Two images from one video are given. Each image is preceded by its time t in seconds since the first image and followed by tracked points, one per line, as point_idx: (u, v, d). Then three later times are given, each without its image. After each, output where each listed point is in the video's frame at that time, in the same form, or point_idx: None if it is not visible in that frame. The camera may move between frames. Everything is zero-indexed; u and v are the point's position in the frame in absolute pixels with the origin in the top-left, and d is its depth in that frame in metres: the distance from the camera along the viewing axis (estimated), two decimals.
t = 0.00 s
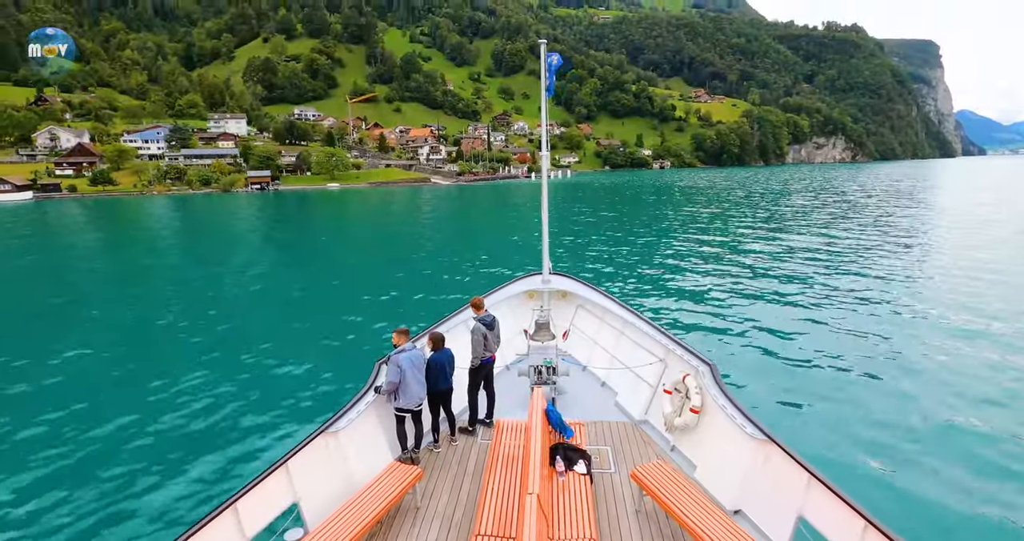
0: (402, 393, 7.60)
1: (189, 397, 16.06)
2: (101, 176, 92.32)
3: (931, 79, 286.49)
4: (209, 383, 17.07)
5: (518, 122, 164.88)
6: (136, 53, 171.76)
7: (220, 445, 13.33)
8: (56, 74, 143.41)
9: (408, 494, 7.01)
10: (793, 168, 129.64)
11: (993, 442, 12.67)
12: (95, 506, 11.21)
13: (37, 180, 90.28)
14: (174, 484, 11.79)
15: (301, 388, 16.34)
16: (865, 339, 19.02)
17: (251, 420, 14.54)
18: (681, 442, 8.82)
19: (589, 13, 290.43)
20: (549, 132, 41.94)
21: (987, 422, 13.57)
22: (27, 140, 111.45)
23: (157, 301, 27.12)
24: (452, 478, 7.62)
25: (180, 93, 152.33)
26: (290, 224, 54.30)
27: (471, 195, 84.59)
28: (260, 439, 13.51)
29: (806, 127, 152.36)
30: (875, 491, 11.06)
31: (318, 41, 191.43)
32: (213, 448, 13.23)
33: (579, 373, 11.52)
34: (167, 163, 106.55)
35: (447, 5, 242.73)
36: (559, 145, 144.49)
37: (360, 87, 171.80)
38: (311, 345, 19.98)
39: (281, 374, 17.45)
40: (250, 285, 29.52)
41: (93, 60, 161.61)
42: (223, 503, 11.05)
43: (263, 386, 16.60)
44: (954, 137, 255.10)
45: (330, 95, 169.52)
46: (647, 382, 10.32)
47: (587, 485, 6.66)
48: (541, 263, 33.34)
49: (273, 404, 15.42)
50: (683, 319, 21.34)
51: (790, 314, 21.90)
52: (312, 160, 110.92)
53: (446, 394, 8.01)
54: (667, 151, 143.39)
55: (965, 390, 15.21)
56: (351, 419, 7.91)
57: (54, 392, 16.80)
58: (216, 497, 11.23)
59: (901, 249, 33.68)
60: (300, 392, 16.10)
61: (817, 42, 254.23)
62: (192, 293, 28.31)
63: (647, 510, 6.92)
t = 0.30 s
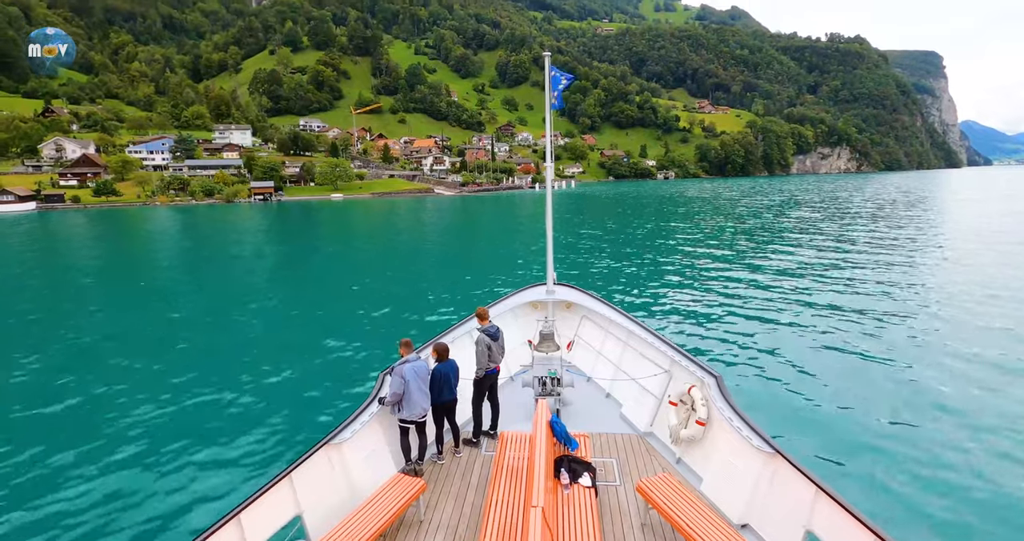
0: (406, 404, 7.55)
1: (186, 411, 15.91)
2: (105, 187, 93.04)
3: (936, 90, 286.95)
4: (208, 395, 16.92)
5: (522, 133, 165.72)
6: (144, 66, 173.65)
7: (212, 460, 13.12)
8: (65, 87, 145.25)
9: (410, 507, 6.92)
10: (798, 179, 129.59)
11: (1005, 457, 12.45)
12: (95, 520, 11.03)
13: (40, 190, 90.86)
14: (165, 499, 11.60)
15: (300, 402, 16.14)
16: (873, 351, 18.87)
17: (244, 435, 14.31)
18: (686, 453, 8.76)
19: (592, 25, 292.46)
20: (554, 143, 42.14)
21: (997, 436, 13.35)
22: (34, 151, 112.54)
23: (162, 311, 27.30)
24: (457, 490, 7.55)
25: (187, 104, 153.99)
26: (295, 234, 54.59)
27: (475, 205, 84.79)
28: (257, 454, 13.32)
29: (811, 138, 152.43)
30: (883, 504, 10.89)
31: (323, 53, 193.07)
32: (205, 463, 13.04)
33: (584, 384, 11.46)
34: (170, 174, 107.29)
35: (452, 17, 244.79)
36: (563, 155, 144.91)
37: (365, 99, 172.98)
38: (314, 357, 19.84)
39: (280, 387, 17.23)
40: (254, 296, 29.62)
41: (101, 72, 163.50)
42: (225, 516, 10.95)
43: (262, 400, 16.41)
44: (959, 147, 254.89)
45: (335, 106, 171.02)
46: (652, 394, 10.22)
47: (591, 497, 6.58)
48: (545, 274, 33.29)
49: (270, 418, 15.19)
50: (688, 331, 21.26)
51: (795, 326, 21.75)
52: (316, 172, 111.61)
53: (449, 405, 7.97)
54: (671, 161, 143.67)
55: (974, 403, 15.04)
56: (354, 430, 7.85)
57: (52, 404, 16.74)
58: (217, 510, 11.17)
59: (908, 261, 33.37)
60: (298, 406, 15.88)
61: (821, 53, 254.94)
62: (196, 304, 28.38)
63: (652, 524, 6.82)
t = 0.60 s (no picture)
0: (407, 416, 7.51)
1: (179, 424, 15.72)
2: (105, 199, 93.32)
3: (936, 102, 289.03)
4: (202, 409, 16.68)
5: (524, 144, 166.46)
6: (148, 78, 175.35)
7: (196, 478, 12.81)
8: (69, 99, 146.43)
9: (411, 521, 6.84)
10: (801, 189, 129.63)
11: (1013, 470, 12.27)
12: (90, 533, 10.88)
13: (40, 202, 91.20)
14: (149, 517, 11.32)
15: (292, 419, 15.77)
16: (878, 362, 18.78)
17: (233, 452, 13.97)
18: (690, 466, 8.65)
19: (592, 38, 294.92)
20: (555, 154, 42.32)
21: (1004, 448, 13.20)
22: (36, 163, 113.22)
23: (162, 322, 27.28)
24: (459, 503, 7.46)
25: (189, 116, 155.14)
26: (296, 245, 54.67)
27: (476, 216, 85.00)
28: (248, 471, 13.03)
29: (812, 149, 152.88)
30: (889, 517, 10.74)
31: (326, 65, 194.60)
32: (199, 476, 12.91)
33: (587, 395, 11.37)
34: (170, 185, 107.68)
35: (454, 30, 247.08)
36: (565, 166, 145.25)
37: (367, 110, 174.11)
38: (312, 371, 19.61)
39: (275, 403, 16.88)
40: (254, 307, 29.63)
41: (106, 84, 165.09)
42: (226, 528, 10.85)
43: (255, 416, 16.07)
44: (960, 157, 255.50)
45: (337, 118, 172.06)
46: (655, 406, 10.14)
47: (594, 511, 6.48)
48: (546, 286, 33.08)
49: (260, 435, 14.82)
50: (690, 341, 21.24)
51: (796, 337, 21.65)
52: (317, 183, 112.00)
53: (452, 416, 7.93)
54: (673, 173, 143.86)
55: (982, 416, 14.91)
56: (356, 442, 7.81)
57: (45, 417, 16.60)
58: (217, 522, 11.07)
59: (911, 272, 33.14)
60: (292, 421, 15.53)
61: (821, 65, 256.33)
62: (196, 315, 28.39)
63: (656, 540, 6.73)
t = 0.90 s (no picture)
0: (408, 428, 7.46)
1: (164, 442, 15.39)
2: (104, 210, 93.76)
3: (936, 112, 290.51)
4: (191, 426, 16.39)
5: (525, 155, 167.25)
6: (151, 90, 176.80)
7: (176, 498, 12.47)
8: (73, 111, 147.63)
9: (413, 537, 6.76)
10: (803, 199, 129.84)
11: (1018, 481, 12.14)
12: None
13: (39, 213, 91.66)
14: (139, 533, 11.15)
15: (278, 437, 15.33)
16: (879, 372, 18.71)
17: (214, 472, 13.57)
18: (694, 479, 8.56)
19: (593, 50, 297.27)
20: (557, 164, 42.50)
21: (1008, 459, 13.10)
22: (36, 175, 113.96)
23: (161, 334, 27.31)
24: (462, 516, 7.39)
25: (192, 127, 156.44)
26: (297, 256, 54.81)
27: (477, 227, 85.17)
28: (233, 491, 12.65)
29: (813, 158, 153.27)
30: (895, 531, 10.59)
31: (328, 77, 196.10)
32: (198, 488, 12.83)
33: (590, 406, 11.31)
34: (170, 196, 108.17)
35: (455, 43, 249.24)
36: (566, 177, 145.67)
37: (369, 121, 175.04)
38: (306, 385, 19.26)
39: (263, 420, 16.49)
40: (253, 319, 29.65)
41: (109, 97, 166.43)
42: None
43: (241, 433, 15.68)
44: (961, 167, 256.18)
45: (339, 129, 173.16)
46: (659, 417, 10.08)
47: (599, 523, 6.42)
48: (549, 296, 33.14)
49: (242, 455, 14.39)
50: (691, 351, 21.21)
51: (795, 346, 21.68)
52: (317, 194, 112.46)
53: (454, 428, 7.86)
54: (674, 183, 144.25)
55: (988, 427, 14.77)
56: (357, 454, 7.74)
57: (32, 432, 16.39)
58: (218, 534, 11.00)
59: (911, 282, 33.10)
60: (278, 440, 15.14)
61: (821, 76, 257.88)
62: (196, 327, 28.43)
63: None
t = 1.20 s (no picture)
0: (410, 435, 7.43)
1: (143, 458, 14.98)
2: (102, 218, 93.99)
3: (936, 119, 291.28)
4: (173, 441, 15.98)
5: (526, 162, 167.63)
6: (153, 98, 177.71)
7: (175, 508, 12.38)
8: (74, 120, 148.27)
9: None
10: (804, 205, 129.95)
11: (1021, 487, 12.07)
12: None
13: (36, 222, 91.76)
14: None
15: (258, 455, 14.82)
16: (885, 380, 18.50)
17: (188, 492, 13.09)
18: (699, 486, 8.49)
19: (593, 57, 298.53)
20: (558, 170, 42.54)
21: (1012, 465, 13.02)
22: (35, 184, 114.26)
23: (160, 343, 27.28)
24: (464, 524, 7.36)
25: (193, 135, 157.25)
26: (297, 264, 54.79)
27: (477, 234, 85.18)
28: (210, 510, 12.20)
29: (814, 164, 153.34)
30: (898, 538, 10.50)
31: (329, 85, 197.02)
32: (198, 498, 12.77)
33: (593, 413, 11.29)
34: (169, 204, 108.40)
35: (456, 51, 250.52)
36: (567, 184, 145.75)
37: (370, 128, 175.61)
38: (295, 399, 18.78)
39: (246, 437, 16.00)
40: (253, 326, 29.69)
41: (111, 105, 167.26)
42: None
43: (224, 450, 15.23)
44: (962, 172, 256.46)
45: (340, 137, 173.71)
46: (662, 424, 10.03)
47: (603, 532, 6.35)
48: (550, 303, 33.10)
49: (217, 474, 13.87)
50: (693, 357, 21.15)
51: (796, 353, 21.58)
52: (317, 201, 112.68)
53: (456, 435, 7.83)
54: (675, 189, 144.39)
55: (995, 434, 14.61)
56: (360, 462, 7.73)
57: (16, 445, 16.16)
58: None
59: (915, 288, 32.74)
60: (257, 458, 14.60)
61: (821, 82, 258.62)
62: (196, 335, 28.44)
63: None
